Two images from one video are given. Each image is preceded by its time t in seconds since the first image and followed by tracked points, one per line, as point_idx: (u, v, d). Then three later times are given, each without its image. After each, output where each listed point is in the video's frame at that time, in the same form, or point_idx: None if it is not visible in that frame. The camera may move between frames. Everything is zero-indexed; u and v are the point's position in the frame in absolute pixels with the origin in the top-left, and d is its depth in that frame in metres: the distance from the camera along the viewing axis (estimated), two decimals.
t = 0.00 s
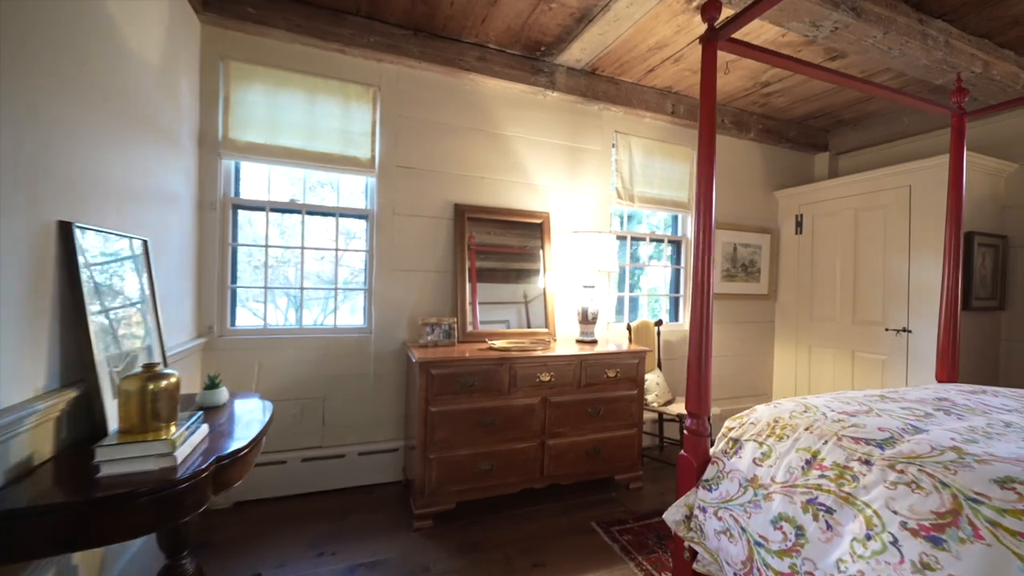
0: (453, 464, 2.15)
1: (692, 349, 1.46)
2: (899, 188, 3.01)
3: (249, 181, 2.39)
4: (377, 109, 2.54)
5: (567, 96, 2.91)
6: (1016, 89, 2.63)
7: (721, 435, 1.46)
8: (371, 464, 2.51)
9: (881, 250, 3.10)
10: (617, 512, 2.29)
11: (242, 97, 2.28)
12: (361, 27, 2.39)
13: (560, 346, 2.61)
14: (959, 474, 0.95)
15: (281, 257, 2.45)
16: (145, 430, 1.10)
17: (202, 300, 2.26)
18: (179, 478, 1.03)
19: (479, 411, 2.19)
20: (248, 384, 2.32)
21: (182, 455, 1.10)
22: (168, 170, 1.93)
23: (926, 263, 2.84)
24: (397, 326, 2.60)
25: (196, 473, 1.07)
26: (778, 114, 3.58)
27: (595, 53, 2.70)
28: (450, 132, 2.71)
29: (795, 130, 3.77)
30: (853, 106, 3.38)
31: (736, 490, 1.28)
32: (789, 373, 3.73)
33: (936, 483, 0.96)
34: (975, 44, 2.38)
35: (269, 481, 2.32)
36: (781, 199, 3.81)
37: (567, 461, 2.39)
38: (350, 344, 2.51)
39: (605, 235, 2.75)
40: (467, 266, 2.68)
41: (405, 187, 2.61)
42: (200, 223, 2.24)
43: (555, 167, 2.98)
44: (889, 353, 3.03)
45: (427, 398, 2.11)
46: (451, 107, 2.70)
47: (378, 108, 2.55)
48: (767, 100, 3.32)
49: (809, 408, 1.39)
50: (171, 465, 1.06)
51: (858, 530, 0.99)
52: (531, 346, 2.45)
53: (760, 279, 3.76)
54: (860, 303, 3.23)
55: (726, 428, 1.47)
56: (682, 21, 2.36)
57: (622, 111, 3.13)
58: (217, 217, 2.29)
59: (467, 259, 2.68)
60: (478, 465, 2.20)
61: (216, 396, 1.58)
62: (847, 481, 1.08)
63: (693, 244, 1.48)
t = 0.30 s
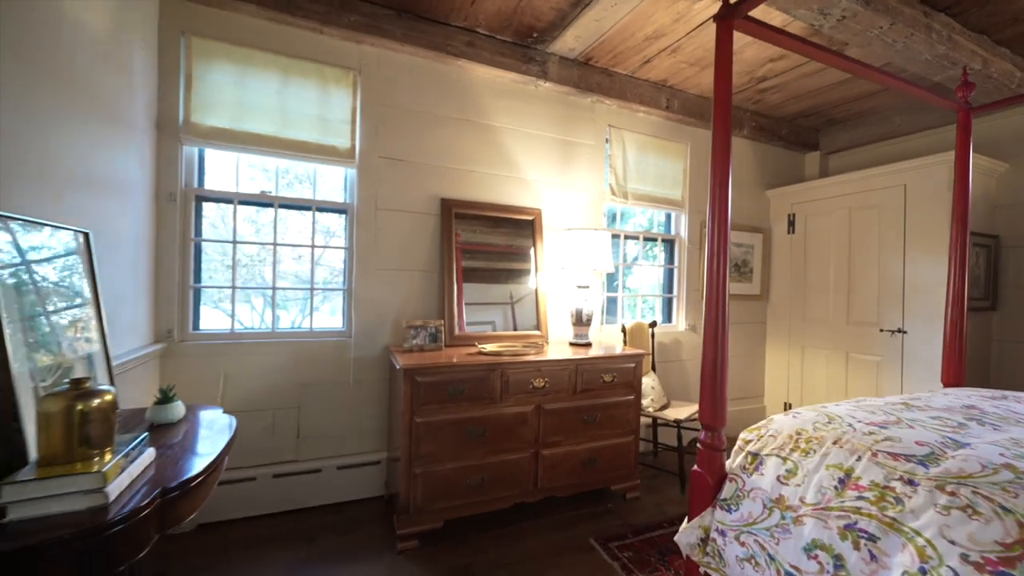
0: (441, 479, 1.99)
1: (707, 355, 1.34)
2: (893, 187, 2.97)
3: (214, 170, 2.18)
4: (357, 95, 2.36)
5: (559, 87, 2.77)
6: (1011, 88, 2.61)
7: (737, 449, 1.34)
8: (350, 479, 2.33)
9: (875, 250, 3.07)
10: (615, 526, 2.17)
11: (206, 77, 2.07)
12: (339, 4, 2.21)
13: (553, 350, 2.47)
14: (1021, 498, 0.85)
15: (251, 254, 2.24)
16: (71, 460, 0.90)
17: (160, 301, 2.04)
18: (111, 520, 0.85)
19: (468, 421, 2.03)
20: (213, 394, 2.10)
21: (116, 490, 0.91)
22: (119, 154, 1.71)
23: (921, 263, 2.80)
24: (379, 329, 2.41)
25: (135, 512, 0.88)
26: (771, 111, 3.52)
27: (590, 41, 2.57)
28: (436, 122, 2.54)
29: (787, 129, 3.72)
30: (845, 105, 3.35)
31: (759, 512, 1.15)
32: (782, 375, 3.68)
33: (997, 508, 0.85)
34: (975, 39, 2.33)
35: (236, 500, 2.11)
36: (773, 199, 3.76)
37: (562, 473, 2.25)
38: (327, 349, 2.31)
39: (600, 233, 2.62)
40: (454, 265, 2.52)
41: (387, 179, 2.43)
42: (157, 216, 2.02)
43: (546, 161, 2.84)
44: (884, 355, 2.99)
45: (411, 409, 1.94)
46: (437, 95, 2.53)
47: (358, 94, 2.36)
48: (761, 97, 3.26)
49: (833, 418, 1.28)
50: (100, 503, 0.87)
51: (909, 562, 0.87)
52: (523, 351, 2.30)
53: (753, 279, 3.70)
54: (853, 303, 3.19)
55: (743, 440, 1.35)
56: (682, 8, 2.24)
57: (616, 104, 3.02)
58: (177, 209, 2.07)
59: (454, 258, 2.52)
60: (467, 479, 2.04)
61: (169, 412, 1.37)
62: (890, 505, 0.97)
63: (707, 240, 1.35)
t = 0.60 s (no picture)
0: (428, 496, 1.83)
1: (724, 363, 1.23)
2: (885, 187, 2.96)
3: (174, 158, 1.96)
4: (335, 79, 2.18)
5: (551, 77, 2.65)
6: (1001, 89, 2.61)
7: (757, 464, 1.23)
8: (328, 496, 2.14)
9: (866, 250, 3.05)
10: (613, 539, 2.05)
11: (165, 53, 1.86)
12: None
13: (546, 353, 2.34)
14: None
15: (216, 251, 2.03)
16: None
17: (111, 303, 1.82)
18: None
19: (458, 432, 1.88)
20: (172, 406, 1.89)
21: (32, 540, 0.73)
22: (59, 135, 1.50)
23: (913, 263, 2.79)
24: (360, 332, 2.23)
25: (56, 567, 0.71)
26: (762, 109, 3.48)
27: (585, 30, 2.45)
28: (421, 111, 2.37)
29: (777, 128, 3.70)
30: (835, 104, 3.33)
31: (788, 536, 1.04)
32: (772, 376, 3.65)
33: None
34: (971, 37, 2.31)
35: (199, 523, 1.91)
36: (762, 198, 3.73)
37: (556, 484, 2.12)
38: (302, 355, 2.12)
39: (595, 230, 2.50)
40: (441, 262, 2.37)
41: (369, 171, 2.26)
42: (107, 207, 1.79)
43: (538, 155, 2.71)
44: (875, 355, 2.98)
45: (395, 421, 1.78)
46: (423, 82, 2.37)
47: (336, 78, 2.18)
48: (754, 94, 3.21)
49: (860, 429, 1.19)
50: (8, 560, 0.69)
51: None
52: (516, 355, 2.16)
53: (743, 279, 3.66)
54: (845, 303, 3.18)
55: (762, 455, 1.24)
56: None
57: (609, 98, 2.91)
58: (131, 200, 1.85)
59: (440, 257, 2.36)
60: (457, 495, 1.88)
61: (112, 433, 1.18)
62: (941, 530, 0.87)
63: (724, 238, 1.24)
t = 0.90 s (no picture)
0: (409, 515, 1.67)
1: (740, 371, 1.11)
2: (873, 185, 2.95)
3: (119, 140, 1.74)
4: (305, 58, 1.99)
5: (539, 66, 2.51)
6: (986, 88, 2.62)
7: (774, 479, 1.12)
8: (297, 516, 1.95)
9: (854, 250, 3.03)
10: (607, 554, 1.93)
11: (107, 21, 1.64)
12: None
13: (535, 357, 2.21)
14: None
15: (169, 246, 1.81)
16: None
17: (43, 305, 1.58)
18: None
19: (442, 444, 1.72)
20: (118, 420, 1.68)
21: None
22: None
23: (901, 262, 2.78)
24: (333, 336, 2.05)
25: None
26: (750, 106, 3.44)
27: (575, 15, 2.33)
28: (401, 96, 2.21)
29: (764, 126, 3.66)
30: (822, 102, 3.31)
31: (817, 562, 0.93)
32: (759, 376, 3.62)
33: None
34: (963, 33, 2.29)
35: (149, 552, 1.70)
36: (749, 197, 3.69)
37: (546, 497, 1.98)
38: (268, 361, 1.93)
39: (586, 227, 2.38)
40: (423, 260, 2.21)
41: (343, 160, 2.08)
42: (37, 194, 1.57)
43: (525, 148, 2.57)
44: (863, 355, 2.96)
45: (372, 433, 1.61)
46: (403, 65, 2.20)
47: (307, 58, 1.99)
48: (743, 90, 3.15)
49: (885, 440, 1.09)
50: None
51: None
52: (504, 358, 2.02)
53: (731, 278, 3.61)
54: (832, 303, 3.16)
55: (779, 468, 1.13)
56: None
57: (598, 89, 2.80)
58: (67, 186, 1.62)
59: (421, 254, 2.20)
60: (440, 513, 1.73)
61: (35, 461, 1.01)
62: (996, 558, 0.77)
63: (738, 234, 1.13)
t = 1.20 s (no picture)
0: (378, 545, 1.48)
1: (753, 391, 0.98)
2: (857, 184, 2.91)
3: (34, 117, 1.49)
4: (261, 32, 1.77)
5: (521, 52, 2.36)
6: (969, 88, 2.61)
7: (791, 505, 0.99)
8: (252, 546, 1.74)
9: (838, 250, 3.00)
10: None
11: None
12: None
13: (519, 363, 2.05)
14: None
15: (98, 242, 1.58)
16: None
17: None
18: None
19: (416, 464, 1.54)
20: (31, 445, 1.43)
21: None
22: None
23: (885, 262, 2.76)
24: (293, 343, 1.84)
25: None
26: (735, 103, 3.38)
27: None
28: (370, 79, 2.01)
29: (747, 123, 3.61)
30: (805, 100, 3.28)
31: None
32: (743, 377, 3.57)
33: None
34: (950, 29, 2.26)
35: None
36: (732, 196, 3.64)
37: (530, 515, 1.82)
38: (216, 373, 1.70)
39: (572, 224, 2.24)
40: (395, 258, 2.01)
41: (305, 148, 1.87)
42: None
43: (506, 139, 2.41)
44: (848, 356, 2.93)
45: (334, 455, 1.42)
46: (372, 45, 2.01)
47: (262, 31, 1.78)
48: (729, 86, 3.07)
49: (912, 459, 0.98)
50: None
51: None
52: (484, 366, 1.85)
53: (715, 278, 3.54)
54: (817, 303, 3.12)
55: (796, 492, 1.01)
56: None
57: (582, 79, 2.67)
58: None
59: (393, 253, 2.01)
60: (413, 541, 1.55)
61: None
62: None
63: (749, 234, 1.01)
